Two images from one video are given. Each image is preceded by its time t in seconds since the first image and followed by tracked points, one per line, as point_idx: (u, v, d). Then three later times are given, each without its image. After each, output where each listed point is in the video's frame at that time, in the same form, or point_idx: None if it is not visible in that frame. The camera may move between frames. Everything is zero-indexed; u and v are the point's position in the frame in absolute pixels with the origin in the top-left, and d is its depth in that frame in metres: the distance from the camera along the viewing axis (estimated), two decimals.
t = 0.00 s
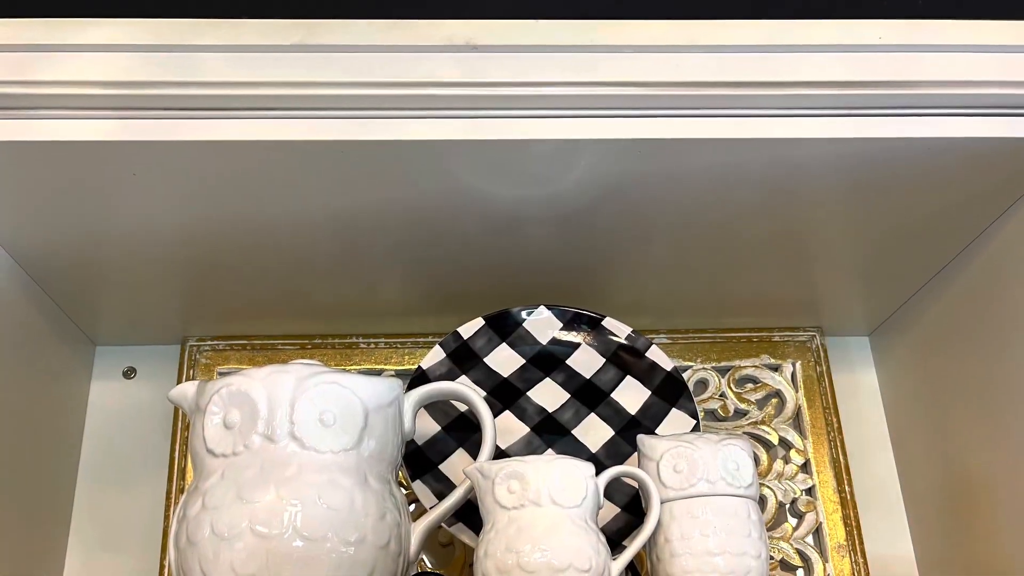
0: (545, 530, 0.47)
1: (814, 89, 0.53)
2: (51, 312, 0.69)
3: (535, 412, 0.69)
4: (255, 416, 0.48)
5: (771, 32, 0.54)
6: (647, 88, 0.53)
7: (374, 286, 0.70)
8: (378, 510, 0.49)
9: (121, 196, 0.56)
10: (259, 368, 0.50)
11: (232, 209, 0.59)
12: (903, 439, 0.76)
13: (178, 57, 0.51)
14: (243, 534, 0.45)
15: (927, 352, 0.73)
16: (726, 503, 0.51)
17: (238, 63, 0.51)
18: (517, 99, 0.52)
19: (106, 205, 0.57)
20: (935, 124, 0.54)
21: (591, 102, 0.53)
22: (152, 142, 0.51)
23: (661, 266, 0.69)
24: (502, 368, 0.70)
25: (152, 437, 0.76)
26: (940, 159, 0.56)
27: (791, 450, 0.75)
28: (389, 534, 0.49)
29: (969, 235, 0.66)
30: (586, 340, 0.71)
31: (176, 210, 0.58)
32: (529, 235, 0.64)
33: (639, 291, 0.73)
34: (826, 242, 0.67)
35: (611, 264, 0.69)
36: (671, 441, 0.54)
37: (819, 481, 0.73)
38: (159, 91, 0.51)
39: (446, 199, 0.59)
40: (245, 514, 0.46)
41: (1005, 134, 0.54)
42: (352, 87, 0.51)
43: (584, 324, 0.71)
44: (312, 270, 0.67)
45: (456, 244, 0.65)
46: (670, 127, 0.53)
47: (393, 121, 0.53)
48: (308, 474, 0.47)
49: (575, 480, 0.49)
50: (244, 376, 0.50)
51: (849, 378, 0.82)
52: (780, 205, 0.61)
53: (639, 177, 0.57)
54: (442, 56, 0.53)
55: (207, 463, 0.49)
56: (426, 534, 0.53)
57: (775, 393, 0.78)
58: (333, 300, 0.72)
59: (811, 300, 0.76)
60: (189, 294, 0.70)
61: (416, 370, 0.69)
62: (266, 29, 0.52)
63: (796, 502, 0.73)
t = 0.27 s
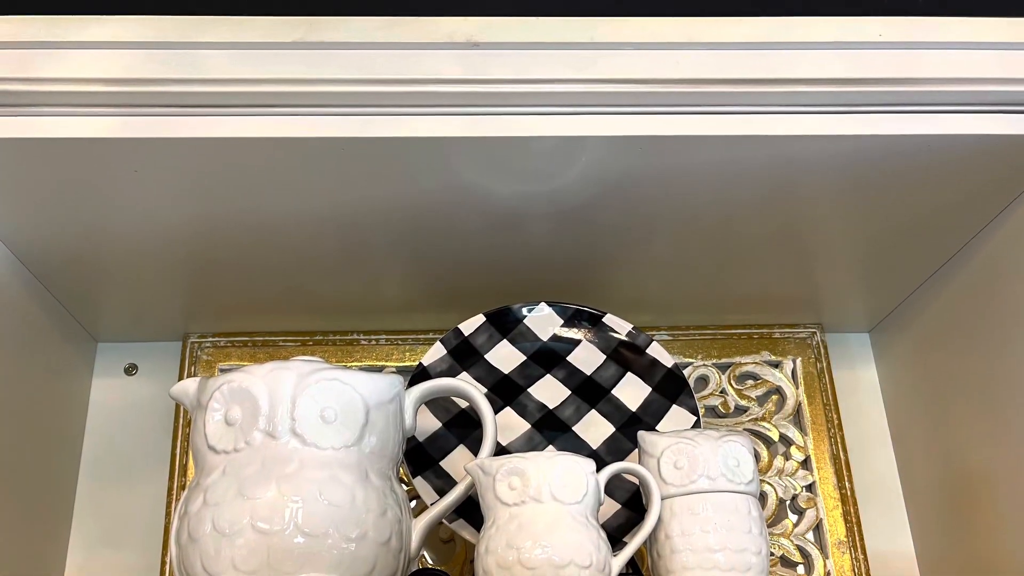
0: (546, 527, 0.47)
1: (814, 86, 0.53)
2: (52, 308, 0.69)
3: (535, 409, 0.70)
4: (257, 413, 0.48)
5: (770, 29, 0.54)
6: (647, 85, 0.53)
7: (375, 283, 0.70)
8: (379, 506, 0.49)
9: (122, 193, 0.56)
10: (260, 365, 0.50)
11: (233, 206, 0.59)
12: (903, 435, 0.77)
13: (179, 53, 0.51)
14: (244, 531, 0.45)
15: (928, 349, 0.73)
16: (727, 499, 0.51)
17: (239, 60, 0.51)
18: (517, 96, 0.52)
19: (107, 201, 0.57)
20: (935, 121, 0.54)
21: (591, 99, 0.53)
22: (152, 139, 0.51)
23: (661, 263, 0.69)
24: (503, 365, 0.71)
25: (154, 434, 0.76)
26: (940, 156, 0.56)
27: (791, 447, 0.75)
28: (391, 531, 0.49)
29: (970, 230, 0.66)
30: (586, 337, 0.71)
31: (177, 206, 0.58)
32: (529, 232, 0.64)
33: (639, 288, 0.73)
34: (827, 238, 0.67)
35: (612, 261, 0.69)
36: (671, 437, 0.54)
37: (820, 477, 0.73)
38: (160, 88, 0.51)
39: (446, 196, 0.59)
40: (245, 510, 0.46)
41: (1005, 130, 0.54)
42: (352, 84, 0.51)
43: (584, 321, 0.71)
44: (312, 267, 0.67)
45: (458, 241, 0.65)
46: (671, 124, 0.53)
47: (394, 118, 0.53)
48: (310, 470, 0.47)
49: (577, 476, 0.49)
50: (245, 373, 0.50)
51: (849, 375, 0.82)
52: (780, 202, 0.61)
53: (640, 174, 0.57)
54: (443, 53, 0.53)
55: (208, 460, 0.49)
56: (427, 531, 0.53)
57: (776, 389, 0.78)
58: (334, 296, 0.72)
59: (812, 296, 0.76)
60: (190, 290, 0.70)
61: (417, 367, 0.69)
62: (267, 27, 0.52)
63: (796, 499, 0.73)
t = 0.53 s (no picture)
0: (547, 523, 0.47)
1: (815, 83, 0.53)
2: (53, 305, 0.69)
3: (536, 406, 0.70)
4: (258, 409, 0.48)
5: (771, 26, 0.54)
6: (647, 83, 0.53)
7: (376, 279, 0.70)
8: (381, 503, 0.49)
9: (124, 190, 0.56)
10: (261, 362, 0.50)
11: (234, 203, 0.59)
12: (903, 432, 0.77)
13: (179, 50, 0.51)
14: (246, 527, 0.45)
15: (928, 346, 0.73)
16: (727, 495, 0.51)
17: (240, 57, 0.51)
18: (517, 94, 0.52)
19: (109, 198, 0.57)
20: (934, 118, 0.54)
21: (591, 97, 0.53)
22: (154, 136, 0.51)
23: (662, 260, 0.69)
24: (504, 361, 0.71)
25: (155, 430, 0.76)
26: (940, 152, 0.56)
27: (792, 444, 0.75)
28: (392, 527, 0.49)
29: (971, 226, 0.66)
30: (587, 333, 0.71)
31: (179, 203, 0.58)
32: (530, 229, 0.64)
33: (640, 285, 0.73)
34: (827, 235, 0.67)
35: (612, 258, 0.69)
36: (672, 434, 0.54)
37: (820, 474, 0.73)
38: (161, 85, 0.50)
39: (447, 193, 0.59)
40: (247, 507, 0.46)
41: (1004, 127, 0.54)
42: (353, 81, 0.51)
43: (585, 318, 0.71)
44: (313, 264, 0.67)
45: (459, 238, 0.65)
46: (671, 121, 0.53)
47: (394, 116, 0.53)
48: (312, 466, 0.47)
49: (578, 473, 0.49)
50: (246, 370, 0.50)
51: (850, 371, 0.82)
52: (780, 199, 0.61)
53: (642, 171, 0.57)
54: (443, 50, 0.53)
55: (209, 457, 0.49)
56: (428, 527, 0.53)
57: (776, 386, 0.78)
58: (335, 293, 0.72)
59: (812, 293, 0.76)
60: (191, 287, 0.70)
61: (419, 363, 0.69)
62: (268, 24, 0.52)
63: (797, 495, 0.73)
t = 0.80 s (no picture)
0: (548, 519, 0.47)
1: (816, 80, 0.53)
2: (55, 302, 0.69)
3: (537, 402, 0.70)
4: (260, 406, 0.48)
5: (772, 23, 0.54)
6: (649, 80, 0.53)
7: (377, 276, 0.70)
8: (382, 499, 0.49)
9: (125, 187, 0.56)
10: (262, 358, 0.50)
11: (235, 200, 0.59)
12: (903, 428, 0.77)
13: (180, 47, 0.51)
14: (247, 523, 0.45)
15: (928, 342, 0.73)
16: (727, 491, 0.51)
17: (241, 54, 0.51)
18: (518, 90, 0.52)
19: (110, 195, 0.57)
20: (935, 115, 0.54)
21: (592, 93, 0.53)
22: (155, 133, 0.51)
23: (662, 257, 0.69)
24: (505, 358, 0.71)
25: (156, 426, 0.76)
26: (940, 149, 0.56)
27: (792, 440, 0.75)
28: (393, 523, 0.49)
29: (971, 223, 0.66)
30: (587, 330, 0.71)
31: (180, 200, 0.58)
32: (531, 226, 0.64)
33: (641, 282, 0.74)
34: (827, 231, 0.67)
35: (613, 255, 0.69)
36: (673, 430, 0.54)
37: (822, 470, 0.74)
38: (162, 82, 0.50)
39: (447, 190, 0.59)
40: (248, 503, 0.46)
41: (1004, 124, 0.54)
42: (354, 78, 0.51)
43: (586, 315, 0.71)
44: (314, 260, 0.67)
45: (460, 234, 0.65)
46: (673, 117, 0.53)
47: (395, 112, 0.52)
48: (313, 463, 0.48)
49: (579, 469, 0.49)
50: (247, 366, 0.50)
51: (850, 368, 0.82)
52: (781, 195, 0.61)
53: (642, 168, 0.57)
54: (444, 46, 0.52)
55: (211, 453, 0.49)
56: (429, 524, 0.53)
57: (777, 382, 0.78)
58: (336, 290, 0.72)
59: (812, 290, 0.76)
60: (193, 283, 0.70)
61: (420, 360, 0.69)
62: (268, 21, 0.52)
63: (797, 492, 0.73)
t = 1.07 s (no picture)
0: (549, 515, 0.47)
1: (817, 77, 0.53)
2: (57, 299, 0.69)
3: (537, 399, 0.70)
4: (261, 402, 0.49)
5: (773, 20, 0.54)
6: (650, 77, 0.53)
7: (378, 273, 0.70)
8: (383, 496, 0.49)
9: (126, 183, 0.56)
10: (264, 355, 0.50)
11: (236, 198, 0.59)
12: (903, 424, 0.77)
13: (181, 44, 0.51)
14: (248, 519, 0.45)
15: (928, 339, 0.73)
16: (728, 488, 0.51)
17: (241, 51, 0.51)
18: (518, 88, 0.52)
19: (111, 192, 0.57)
20: (935, 112, 0.54)
21: (593, 90, 0.53)
22: (156, 130, 0.51)
23: (662, 254, 0.69)
24: (506, 354, 0.71)
25: (158, 422, 0.76)
26: (940, 146, 0.56)
27: (792, 436, 0.75)
28: (393, 519, 0.49)
29: (971, 219, 0.66)
30: (588, 327, 0.71)
31: (180, 197, 0.58)
32: (531, 223, 0.64)
33: (641, 279, 0.74)
34: (828, 228, 0.67)
35: (614, 252, 0.69)
36: (673, 427, 0.54)
37: (822, 467, 0.74)
38: (163, 80, 0.50)
39: (448, 186, 0.59)
40: (249, 499, 0.46)
41: (1005, 121, 0.54)
42: (354, 75, 0.51)
43: (586, 311, 0.71)
44: (315, 257, 0.67)
45: (460, 231, 0.65)
46: (674, 114, 0.53)
47: (396, 109, 0.52)
48: (314, 459, 0.48)
49: (580, 466, 0.49)
50: (249, 362, 0.50)
51: (850, 365, 0.82)
52: (781, 192, 0.61)
53: (643, 164, 0.57)
54: (444, 44, 0.52)
55: (212, 449, 0.49)
56: (431, 520, 0.53)
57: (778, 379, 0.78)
58: (337, 287, 0.72)
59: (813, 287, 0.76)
60: (193, 280, 0.70)
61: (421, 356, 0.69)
62: (268, 18, 0.51)
63: (798, 488, 0.73)
